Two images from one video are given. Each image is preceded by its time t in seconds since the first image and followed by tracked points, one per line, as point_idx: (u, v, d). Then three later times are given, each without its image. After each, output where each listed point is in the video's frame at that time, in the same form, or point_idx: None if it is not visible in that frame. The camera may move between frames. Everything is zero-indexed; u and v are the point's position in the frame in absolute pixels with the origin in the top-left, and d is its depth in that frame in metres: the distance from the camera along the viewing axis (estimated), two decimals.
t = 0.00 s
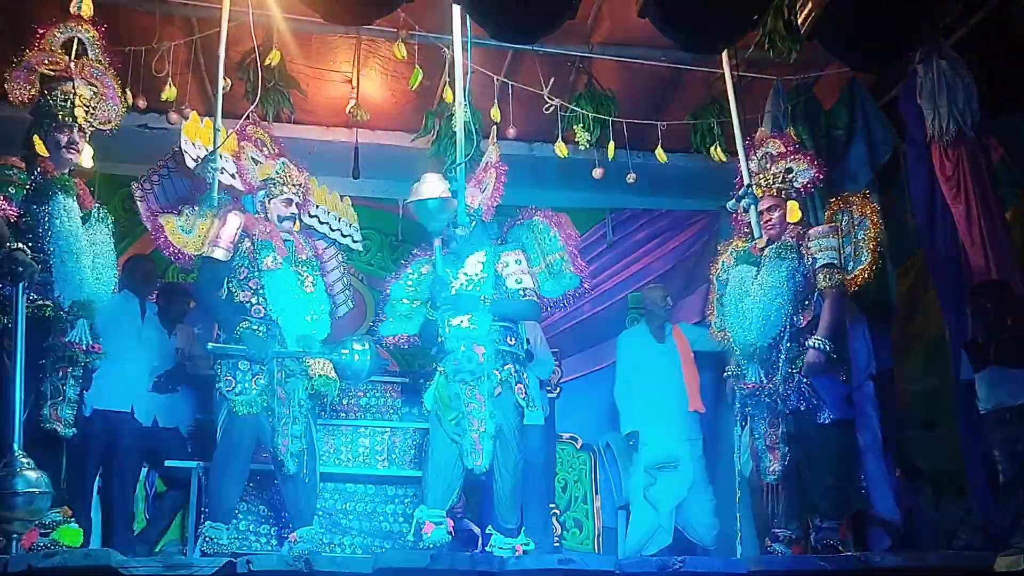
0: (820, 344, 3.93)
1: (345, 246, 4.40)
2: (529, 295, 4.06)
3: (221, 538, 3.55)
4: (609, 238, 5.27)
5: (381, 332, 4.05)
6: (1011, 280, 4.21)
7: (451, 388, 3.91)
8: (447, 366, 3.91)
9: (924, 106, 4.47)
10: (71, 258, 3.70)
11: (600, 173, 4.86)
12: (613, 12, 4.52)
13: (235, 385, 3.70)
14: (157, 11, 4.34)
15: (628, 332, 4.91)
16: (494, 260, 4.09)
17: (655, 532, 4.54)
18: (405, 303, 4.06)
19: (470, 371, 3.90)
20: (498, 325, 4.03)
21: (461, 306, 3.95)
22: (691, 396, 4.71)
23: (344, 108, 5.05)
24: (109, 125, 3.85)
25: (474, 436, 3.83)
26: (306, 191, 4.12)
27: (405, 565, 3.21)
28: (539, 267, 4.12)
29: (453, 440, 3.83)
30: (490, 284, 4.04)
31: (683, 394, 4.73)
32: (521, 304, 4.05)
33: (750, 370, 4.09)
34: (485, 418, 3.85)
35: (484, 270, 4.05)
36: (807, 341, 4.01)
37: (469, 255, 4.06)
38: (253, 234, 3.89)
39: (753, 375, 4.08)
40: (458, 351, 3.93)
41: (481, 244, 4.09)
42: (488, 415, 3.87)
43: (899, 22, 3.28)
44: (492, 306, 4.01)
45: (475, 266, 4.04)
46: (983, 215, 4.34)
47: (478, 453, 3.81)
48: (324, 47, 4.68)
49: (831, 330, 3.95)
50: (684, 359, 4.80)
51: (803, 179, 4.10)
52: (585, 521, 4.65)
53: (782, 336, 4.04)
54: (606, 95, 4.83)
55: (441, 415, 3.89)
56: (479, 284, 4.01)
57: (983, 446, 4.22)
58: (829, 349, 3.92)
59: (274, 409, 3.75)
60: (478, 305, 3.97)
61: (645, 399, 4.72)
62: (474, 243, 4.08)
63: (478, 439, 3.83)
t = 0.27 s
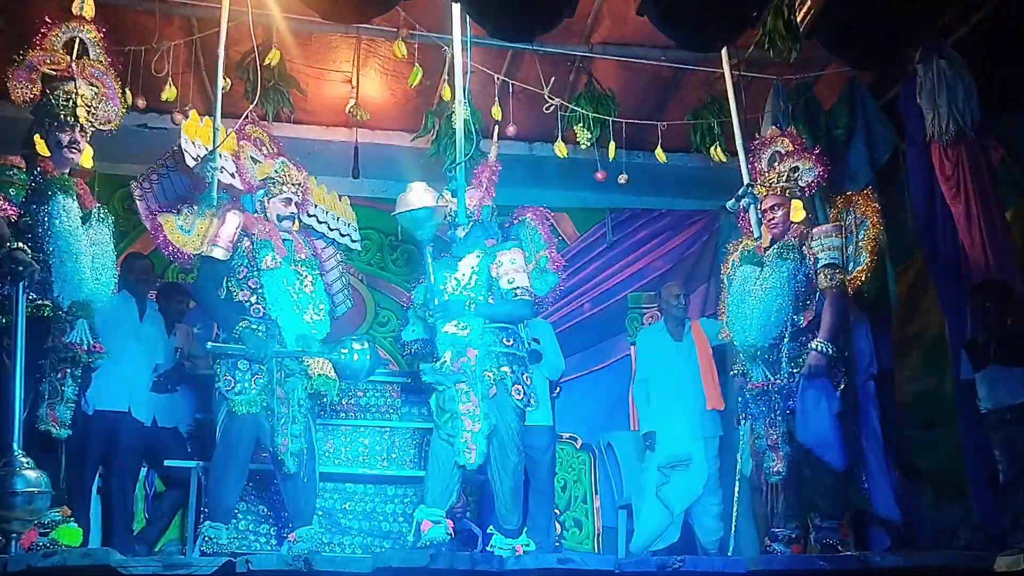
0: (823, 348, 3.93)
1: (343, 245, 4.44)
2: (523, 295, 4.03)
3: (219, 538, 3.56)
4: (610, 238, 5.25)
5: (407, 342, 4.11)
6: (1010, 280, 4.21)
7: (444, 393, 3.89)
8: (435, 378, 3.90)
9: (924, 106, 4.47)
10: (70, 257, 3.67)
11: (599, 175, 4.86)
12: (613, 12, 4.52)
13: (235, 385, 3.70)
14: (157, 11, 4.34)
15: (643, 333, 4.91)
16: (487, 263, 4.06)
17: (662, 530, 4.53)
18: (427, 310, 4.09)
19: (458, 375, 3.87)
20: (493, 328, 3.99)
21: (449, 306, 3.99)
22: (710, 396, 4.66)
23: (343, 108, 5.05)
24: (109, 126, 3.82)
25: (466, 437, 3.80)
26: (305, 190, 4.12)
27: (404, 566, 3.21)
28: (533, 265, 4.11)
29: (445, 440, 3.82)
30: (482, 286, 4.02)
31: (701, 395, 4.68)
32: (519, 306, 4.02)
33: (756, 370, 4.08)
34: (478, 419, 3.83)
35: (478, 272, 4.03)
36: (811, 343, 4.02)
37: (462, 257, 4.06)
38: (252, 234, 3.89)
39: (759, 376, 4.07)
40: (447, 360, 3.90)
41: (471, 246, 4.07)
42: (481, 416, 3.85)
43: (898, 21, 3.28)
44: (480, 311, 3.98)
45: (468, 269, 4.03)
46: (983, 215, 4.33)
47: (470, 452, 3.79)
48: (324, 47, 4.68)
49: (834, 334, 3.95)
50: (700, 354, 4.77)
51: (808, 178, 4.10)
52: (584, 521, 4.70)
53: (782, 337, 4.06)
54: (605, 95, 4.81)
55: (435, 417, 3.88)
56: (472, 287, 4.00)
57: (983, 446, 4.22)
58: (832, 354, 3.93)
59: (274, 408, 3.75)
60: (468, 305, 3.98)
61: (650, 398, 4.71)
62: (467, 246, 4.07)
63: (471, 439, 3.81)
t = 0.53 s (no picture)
0: (835, 357, 3.86)
1: (343, 245, 4.35)
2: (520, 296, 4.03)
3: (220, 538, 3.55)
4: (610, 238, 5.24)
5: (410, 338, 4.10)
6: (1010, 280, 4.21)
7: (444, 394, 3.90)
8: (427, 380, 3.93)
9: (924, 107, 4.45)
10: (71, 258, 3.64)
11: (590, 176, 4.87)
12: (613, 12, 4.51)
13: (234, 385, 3.70)
14: (157, 11, 4.33)
15: (651, 330, 5.00)
16: (487, 264, 4.04)
17: (675, 530, 4.57)
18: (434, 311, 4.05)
19: (456, 377, 3.92)
20: (485, 330, 3.97)
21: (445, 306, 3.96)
22: (715, 395, 4.78)
23: (343, 109, 5.06)
24: (109, 125, 3.82)
25: (464, 437, 3.81)
26: (305, 190, 4.11)
27: (404, 566, 3.22)
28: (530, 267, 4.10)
29: (441, 440, 3.83)
30: (478, 288, 4.02)
31: (706, 393, 4.80)
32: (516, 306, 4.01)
33: (749, 372, 4.11)
34: (476, 419, 3.85)
35: (474, 274, 4.02)
36: (819, 347, 3.96)
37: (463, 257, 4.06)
38: (252, 234, 3.90)
39: (756, 378, 4.10)
40: (441, 362, 3.94)
41: (473, 249, 4.05)
42: (479, 416, 3.85)
43: (897, 21, 3.28)
44: (475, 313, 3.95)
45: (467, 267, 4.03)
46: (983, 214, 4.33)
47: (467, 453, 3.79)
48: (324, 47, 4.68)
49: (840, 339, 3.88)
50: (706, 354, 4.86)
51: (808, 177, 4.06)
52: (585, 522, 4.71)
53: (782, 339, 4.03)
54: (605, 95, 4.82)
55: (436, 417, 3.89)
56: (466, 288, 4.00)
57: (982, 446, 4.23)
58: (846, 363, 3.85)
59: (273, 408, 3.75)
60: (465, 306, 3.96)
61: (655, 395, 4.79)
62: (467, 246, 4.06)
63: (469, 439, 3.81)
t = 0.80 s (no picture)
0: (824, 355, 3.81)
1: (343, 244, 4.32)
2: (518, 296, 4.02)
3: (220, 537, 3.54)
4: (610, 238, 5.24)
5: (405, 326, 4.13)
6: (1011, 280, 4.21)
7: (439, 391, 3.86)
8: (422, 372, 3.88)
9: (924, 106, 4.45)
10: (72, 257, 3.65)
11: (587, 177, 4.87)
12: (613, 12, 4.50)
13: (234, 385, 3.70)
14: (156, 11, 4.32)
15: (649, 330, 4.96)
16: (490, 259, 4.04)
17: (681, 530, 4.52)
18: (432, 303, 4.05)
19: (450, 372, 3.86)
20: (478, 327, 3.97)
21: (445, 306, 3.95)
22: (713, 395, 4.77)
23: (343, 109, 5.07)
24: (109, 126, 3.82)
25: (456, 437, 3.78)
26: (304, 189, 4.12)
27: (404, 565, 3.22)
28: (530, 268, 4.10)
29: (434, 438, 3.81)
30: (479, 283, 4.01)
31: (705, 393, 4.77)
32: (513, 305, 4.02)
33: (750, 377, 4.17)
34: (469, 419, 3.82)
35: (477, 268, 4.01)
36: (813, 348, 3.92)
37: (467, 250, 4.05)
38: (252, 234, 3.90)
39: (756, 381, 4.14)
40: (439, 355, 3.89)
41: (479, 243, 4.05)
42: (473, 417, 3.82)
43: (897, 21, 3.28)
44: (470, 305, 3.95)
45: (472, 259, 4.02)
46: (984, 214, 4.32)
47: (459, 453, 3.77)
48: (323, 47, 4.67)
49: (829, 338, 3.82)
50: (705, 355, 4.84)
51: (802, 177, 4.04)
52: (585, 521, 4.71)
53: (781, 341, 4.04)
54: (605, 95, 4.83)
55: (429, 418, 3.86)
56: (466, 280, 3.98)
57: (982, 446, 4.22)
58: (834, 361, 3.80)
59: (272, 408, 3.75)
60: (462, 303, 3.95)
61: (653, 396, 4.76)
62: (473, 238, 4.06)
63: (461, 440, 3.78)
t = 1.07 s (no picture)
0: (809, 353, 3.85)
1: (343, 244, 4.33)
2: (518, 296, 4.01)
3: (220, 537, 3.54)
4: (610, 237, 5.24)
5: (406, 333, 4.08)
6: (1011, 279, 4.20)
7: (437, 391, 3.87)
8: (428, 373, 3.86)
9: (924, 105, 4.45)
10: (73, 255, 3.62)
11: (593, 174, 4.93)
12: (613, 11, 4.49)
13: (234, 384, 3.69)
14: (155, 10, 4.32)
15: (650, 328, 4.95)
16: (486, 261, 4.03)
17: (676, 530, 4.49)
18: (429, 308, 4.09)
19: (449, 373, 3.86)
20: (479, 330, 3.98)
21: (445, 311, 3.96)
22: (714, 396, 4.72)
23: (342, 108, 5.11)
24: (109, 125, 3.82)
25: (454, 435, 3.78)
26: (304, 189, 4.13)
27: (404, 564, 3.23)
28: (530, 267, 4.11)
29: (431, 436, 3.81)
30: (477, 285, 4.01)
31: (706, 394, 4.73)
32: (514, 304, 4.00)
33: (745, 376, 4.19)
34: (467, 417, 3.82)
35: (473, 272, 4.01)
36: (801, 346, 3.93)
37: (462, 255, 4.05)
38: (253, 233, 3.90)
39: (751, 381, 4.14)
40: (440, 356, 3.91)
41: (473, 246, 4.05)
42: (472, 415, 3.82)
43: (896, 19, 3.28)
44: (470, 306, 3.96)
45: (466, 264, 4.02)
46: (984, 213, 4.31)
47: (455, 451, 3.77)
48: (323, 46, 4.66)
49: (819, 338, 3.84)
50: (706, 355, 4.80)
51: (797, 177, 4.06)
52: (585, 520, 4.71)
53: (775, 341, 4.04)
54: (605, 94, 4.80)
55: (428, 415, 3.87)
56: (463, 285, 4.00)
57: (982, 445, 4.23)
58: (820, 359, 3.83)
59: (272, 408, 3.75)
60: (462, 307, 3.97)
61: (651, 395, 4.74)
62: (466, 241, 4.05)
63: (458, 437, 3.78)
